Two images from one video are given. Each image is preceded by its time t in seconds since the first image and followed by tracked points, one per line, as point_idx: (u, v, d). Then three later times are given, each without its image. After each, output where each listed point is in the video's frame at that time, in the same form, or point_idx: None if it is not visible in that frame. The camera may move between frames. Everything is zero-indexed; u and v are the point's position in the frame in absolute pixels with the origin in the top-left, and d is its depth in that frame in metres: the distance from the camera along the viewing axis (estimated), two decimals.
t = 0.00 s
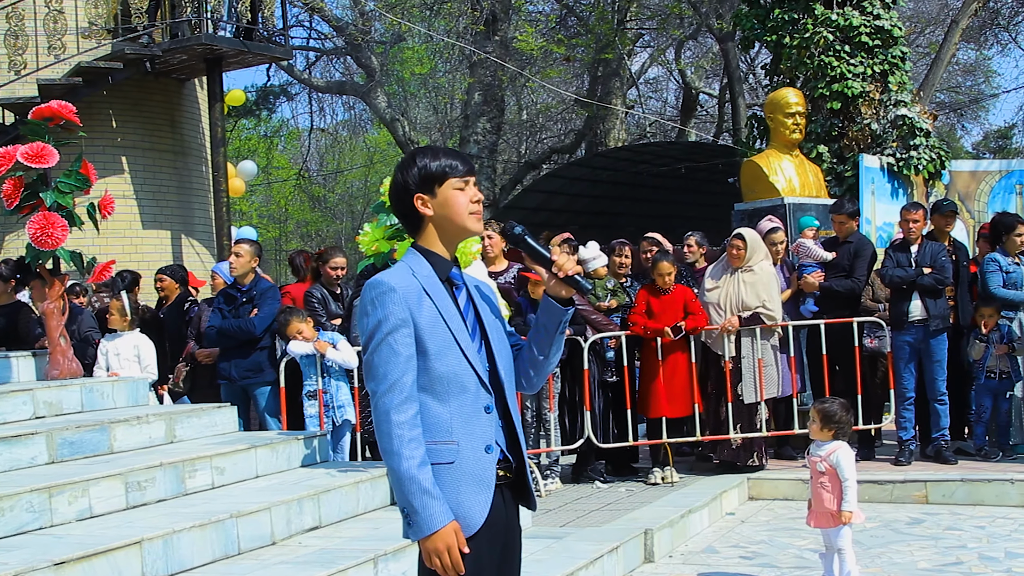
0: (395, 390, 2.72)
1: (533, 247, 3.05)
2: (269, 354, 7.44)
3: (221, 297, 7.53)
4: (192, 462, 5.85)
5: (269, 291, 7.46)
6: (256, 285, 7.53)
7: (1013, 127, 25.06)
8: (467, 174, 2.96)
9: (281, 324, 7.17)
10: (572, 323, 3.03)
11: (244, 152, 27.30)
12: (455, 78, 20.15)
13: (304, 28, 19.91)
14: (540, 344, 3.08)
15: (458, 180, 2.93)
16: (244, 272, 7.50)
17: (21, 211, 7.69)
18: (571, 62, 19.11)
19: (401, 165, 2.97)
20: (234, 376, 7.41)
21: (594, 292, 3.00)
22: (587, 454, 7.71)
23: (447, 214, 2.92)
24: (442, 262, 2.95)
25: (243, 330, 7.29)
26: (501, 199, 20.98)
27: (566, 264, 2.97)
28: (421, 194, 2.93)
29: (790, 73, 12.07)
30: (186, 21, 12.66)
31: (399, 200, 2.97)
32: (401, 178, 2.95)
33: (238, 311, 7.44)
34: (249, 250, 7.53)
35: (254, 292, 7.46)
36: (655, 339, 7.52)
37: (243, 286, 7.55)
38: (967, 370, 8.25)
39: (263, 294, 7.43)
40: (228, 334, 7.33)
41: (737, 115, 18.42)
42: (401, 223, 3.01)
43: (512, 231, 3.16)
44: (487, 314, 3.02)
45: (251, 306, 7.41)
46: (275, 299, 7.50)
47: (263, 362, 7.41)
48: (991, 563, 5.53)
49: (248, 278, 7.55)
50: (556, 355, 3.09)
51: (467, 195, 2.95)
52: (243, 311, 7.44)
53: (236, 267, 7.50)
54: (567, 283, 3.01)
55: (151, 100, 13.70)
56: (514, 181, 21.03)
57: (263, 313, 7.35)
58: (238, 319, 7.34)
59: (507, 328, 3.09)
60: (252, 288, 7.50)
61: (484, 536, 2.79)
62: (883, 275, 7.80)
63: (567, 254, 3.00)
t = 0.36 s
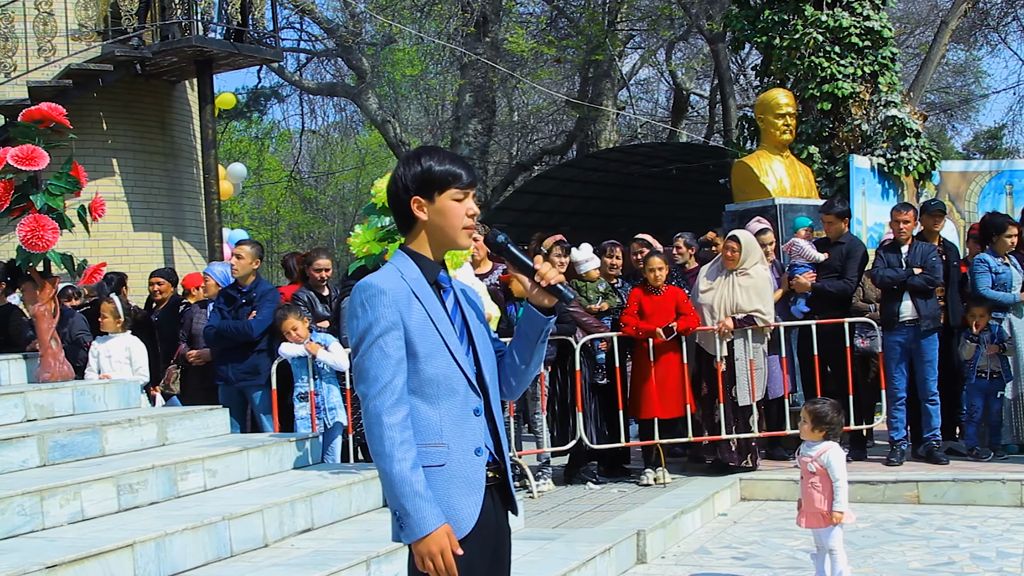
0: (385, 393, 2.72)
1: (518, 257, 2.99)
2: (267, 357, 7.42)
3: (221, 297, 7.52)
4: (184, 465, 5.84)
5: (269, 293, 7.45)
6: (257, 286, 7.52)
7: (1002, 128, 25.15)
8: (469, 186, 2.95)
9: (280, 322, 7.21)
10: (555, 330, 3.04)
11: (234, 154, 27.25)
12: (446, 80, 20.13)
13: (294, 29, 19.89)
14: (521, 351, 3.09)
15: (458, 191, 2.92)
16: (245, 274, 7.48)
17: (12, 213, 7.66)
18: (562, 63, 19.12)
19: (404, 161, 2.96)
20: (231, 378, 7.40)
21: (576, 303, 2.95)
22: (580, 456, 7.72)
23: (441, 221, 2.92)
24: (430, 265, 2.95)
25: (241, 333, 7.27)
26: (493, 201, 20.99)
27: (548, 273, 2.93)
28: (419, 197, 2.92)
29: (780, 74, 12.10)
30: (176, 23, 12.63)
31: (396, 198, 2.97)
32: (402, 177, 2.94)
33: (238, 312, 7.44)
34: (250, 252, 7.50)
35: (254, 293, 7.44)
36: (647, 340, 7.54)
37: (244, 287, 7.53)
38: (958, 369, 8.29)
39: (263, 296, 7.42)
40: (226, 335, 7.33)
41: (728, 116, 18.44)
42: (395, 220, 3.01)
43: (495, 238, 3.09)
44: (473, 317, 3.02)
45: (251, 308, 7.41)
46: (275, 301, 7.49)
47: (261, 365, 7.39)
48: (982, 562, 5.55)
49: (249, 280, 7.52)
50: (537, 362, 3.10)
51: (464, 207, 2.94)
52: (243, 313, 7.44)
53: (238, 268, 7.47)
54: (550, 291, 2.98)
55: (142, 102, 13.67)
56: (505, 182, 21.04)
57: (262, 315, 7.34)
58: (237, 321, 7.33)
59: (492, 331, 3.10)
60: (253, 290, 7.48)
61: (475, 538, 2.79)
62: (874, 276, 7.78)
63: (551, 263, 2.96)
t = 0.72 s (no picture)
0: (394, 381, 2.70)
1: (516, 276, 2.84)
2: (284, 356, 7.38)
3: (240, 294, 7.50)
4: (192, 463, 5.85)
5: (288, 293, 7.44)
6: (276, 286, 7.50)
7: (1011, 129, 25.09)
8: (488, 201, 2.89)
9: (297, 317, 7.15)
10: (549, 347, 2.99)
11: (244, 153, 27.32)
12: (455, 79, 20.13)
13: (303, 28, 19.93)
14: (509, 369, 3.04)
15: (473, 204, 2.87)
16: (265, 272, 7.46)
17: (22, 211, 7.69)
18: (570, 63, 19.11)
19: (432, 158, 2.92)
20: (247, 375, 7.39)
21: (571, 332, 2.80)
22: (588, 455, 7.69)
23: (451, 227, 2.89)
24: (441, 263, 2.95)
25: (260, 331, 7.26)
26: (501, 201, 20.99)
27: (545, 297, 2.78)
28: (435, 201, 2.89)
29: (790, 74, 12.07)
30: (186, 22, 12.67)
31: (415, 196, 2.94)
32: (422, 177, 2.91)
33: (257, 310, 7.44)
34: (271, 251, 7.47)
35: (274, 293, 7.44)
36: (656, 339, 7.52)
37: (264, 286, 7.51)
38: (967, 370, 8.27)
39: (283, 296, 7.41)
40: (244, 333, 7.31)
41: (736, 116, 18.42)
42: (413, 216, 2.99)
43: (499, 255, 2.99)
44: (479, 319, 3.03)
45: (270, 307, 7.41)
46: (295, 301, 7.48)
47: (276, 364, 7.36)
48: (991, 564, 5.53)
49: (269, 278, 7.51)
50: (529, 379, 3.04)
51: (477, 220, 2.89)
52: (262, 311, 7.44)
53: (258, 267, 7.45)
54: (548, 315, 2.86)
55: (152, 100, 13.72)
56: (514, 182, 21.05)
57: (281, 315, 7.33)
58: (255, 319, 7.31)
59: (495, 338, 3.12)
60: (273, 289, 7.47)
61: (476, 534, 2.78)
62: (884, 276, 7.82)
63: (549, 286, 2.82)
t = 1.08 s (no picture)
0: (391, 388, 2.73)
1: (523, 300, 2.97)
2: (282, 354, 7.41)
3: (238, 292, 7.56)
4: (187, 461, 5.85)
5: (287, 291, 7.49)
6: (275, 283, 7.54)
7: (1006, 132, 25.14)
8: (501, 205, 2.91)
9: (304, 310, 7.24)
10: (536, 372, 3.08)
11: (239, 151, 27.29)
12: (451, 78, 20.10)
13: (300, 27, 19.92)
14: (496, 381, 3.10)
15: (487, 206, 2.89)
16: (263, 269, 7.50)
17: (17, 208, 7.68)
18: (567, 63, 19.11)
19: (452, 157, 2.95)
20: (245, 373, 7.40)
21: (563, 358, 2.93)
22: (583, 455, 7.69)
23: (461, 226, 2.90)
24: (448, 266, 2.94)
25: (257, 328, 7.25)
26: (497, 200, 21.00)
27: (544, 323, 2.90)
28: (450, 197, 2.90)
29: (787, 75, 12.09)
30: (183, 19, 12.66)
31: (429, 192, 2.95)
32: (439, 173, 2.92)
33: (255, 308, 7.47)
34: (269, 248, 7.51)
35: (272, 290, 7.48)
36: (652, 340, 7.53)
37: (262, 283, 7.56)
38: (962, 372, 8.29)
39: (281, 293, 7.45)
40: (242, 330, 7.31)
41: (733, 117, 18.44)
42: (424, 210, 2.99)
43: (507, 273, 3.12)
44: (481, 322, 3.03)
45: (267, 304, 7.45)
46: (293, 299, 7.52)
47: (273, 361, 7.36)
48: (985, 566, 5.54)
49: (267, 276, 7.54)
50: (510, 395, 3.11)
51: (488, 222, 2.90)
52: (259, 309, 7.47)
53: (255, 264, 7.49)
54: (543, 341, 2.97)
55: (149, 98, 13.70)
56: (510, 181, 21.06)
57: (279, 312, 7.36)
58: (253, 316, 7.31)
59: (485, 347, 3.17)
60: (270, 286, 7.51)
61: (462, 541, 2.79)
62: (880, 277, 7.83)
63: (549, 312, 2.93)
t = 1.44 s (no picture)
0: (393, 384, 2.73)
1: (525, 310, 2.96)
2: (276, 350, 7.41)
3: (229, 291, 7.52)
4: (186, 458, 5.85)
5: (278, 288, 7.47)
6: (265, 281, 7.52)
7: (1006, 132, 25.15)
8: (518, 210, 2.93)
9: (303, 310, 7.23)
10: (532, 384, 3.08)
11: (239, 149, 27.29)
12: (451, 77, 20.08)
13: (300, 25, 19.91)
14: (494, 386, 3.11)
15: (505, 211, 2.91)
16: (254, 267, 7.48)
17: (17, 205, 7.67)
18: (567, 61, 19.09)
19: (470, 159, 2.95)
20: (239, 371, 7.39)
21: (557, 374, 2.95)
22: (582, 453, 7.70)
23: (478, 230, 2.91)
24: (457, 267, 2.95)
25: (250, 326, 7.25)
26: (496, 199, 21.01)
27: (541, 336, 2.90)
28: (469, 201, 2.90)
29: (787, 75, 12.09)
30: (183, 17, 12.67)
31: (445, 194, 2.95)
32: (459, 175, 2.92)
33: (246, 305, 7.45)
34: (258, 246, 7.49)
35: (263, 287, 7.47)
36: (652, 339, 7.54)
37: (252, 282, 7.53)
38: (962, 371, 8.29)
39: (273, 290, 7.44)
40: (235, 328, 7.29)
41: (733, 116, 18.43)
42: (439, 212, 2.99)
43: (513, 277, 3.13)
44: (483, 325, 3.03)
45: (260, 302, 7.43)
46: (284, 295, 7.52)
47: (269, 358, 7.37)
48: (985, 565, 5.54)
49: (257, 274, 7.52)
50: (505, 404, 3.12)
51: (505, 228, 2.92)
52: (251, 306, 7.45)
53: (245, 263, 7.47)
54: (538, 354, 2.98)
55: (149, 95, 13.69)
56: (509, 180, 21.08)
57: (271, 309, 7.36)
58: (246, 315, 7.29)
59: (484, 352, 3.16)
60: (261, 284, 7.50)
61: (456, 538, 2.80)
62: (880, 277, 7.83)
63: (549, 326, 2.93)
